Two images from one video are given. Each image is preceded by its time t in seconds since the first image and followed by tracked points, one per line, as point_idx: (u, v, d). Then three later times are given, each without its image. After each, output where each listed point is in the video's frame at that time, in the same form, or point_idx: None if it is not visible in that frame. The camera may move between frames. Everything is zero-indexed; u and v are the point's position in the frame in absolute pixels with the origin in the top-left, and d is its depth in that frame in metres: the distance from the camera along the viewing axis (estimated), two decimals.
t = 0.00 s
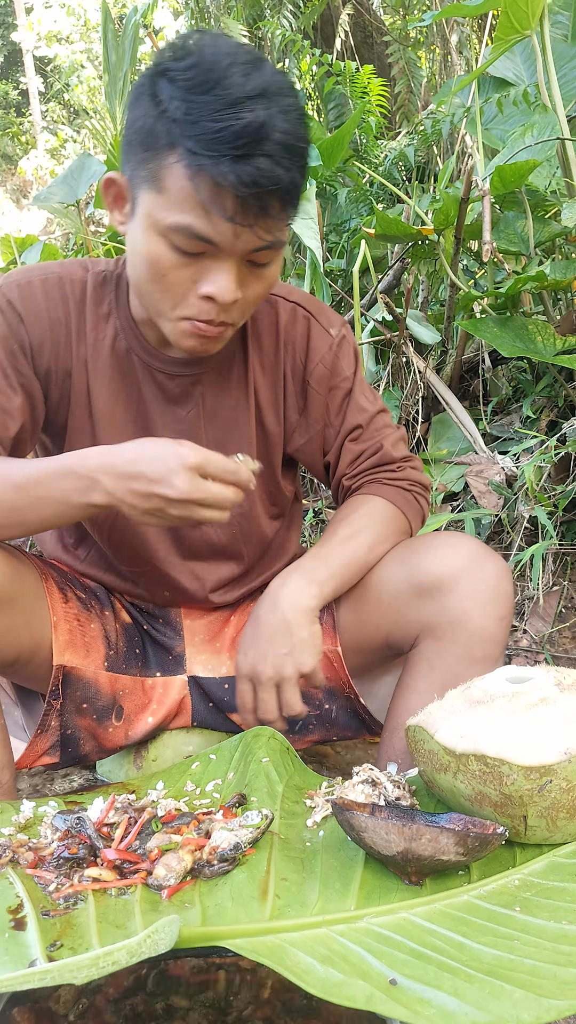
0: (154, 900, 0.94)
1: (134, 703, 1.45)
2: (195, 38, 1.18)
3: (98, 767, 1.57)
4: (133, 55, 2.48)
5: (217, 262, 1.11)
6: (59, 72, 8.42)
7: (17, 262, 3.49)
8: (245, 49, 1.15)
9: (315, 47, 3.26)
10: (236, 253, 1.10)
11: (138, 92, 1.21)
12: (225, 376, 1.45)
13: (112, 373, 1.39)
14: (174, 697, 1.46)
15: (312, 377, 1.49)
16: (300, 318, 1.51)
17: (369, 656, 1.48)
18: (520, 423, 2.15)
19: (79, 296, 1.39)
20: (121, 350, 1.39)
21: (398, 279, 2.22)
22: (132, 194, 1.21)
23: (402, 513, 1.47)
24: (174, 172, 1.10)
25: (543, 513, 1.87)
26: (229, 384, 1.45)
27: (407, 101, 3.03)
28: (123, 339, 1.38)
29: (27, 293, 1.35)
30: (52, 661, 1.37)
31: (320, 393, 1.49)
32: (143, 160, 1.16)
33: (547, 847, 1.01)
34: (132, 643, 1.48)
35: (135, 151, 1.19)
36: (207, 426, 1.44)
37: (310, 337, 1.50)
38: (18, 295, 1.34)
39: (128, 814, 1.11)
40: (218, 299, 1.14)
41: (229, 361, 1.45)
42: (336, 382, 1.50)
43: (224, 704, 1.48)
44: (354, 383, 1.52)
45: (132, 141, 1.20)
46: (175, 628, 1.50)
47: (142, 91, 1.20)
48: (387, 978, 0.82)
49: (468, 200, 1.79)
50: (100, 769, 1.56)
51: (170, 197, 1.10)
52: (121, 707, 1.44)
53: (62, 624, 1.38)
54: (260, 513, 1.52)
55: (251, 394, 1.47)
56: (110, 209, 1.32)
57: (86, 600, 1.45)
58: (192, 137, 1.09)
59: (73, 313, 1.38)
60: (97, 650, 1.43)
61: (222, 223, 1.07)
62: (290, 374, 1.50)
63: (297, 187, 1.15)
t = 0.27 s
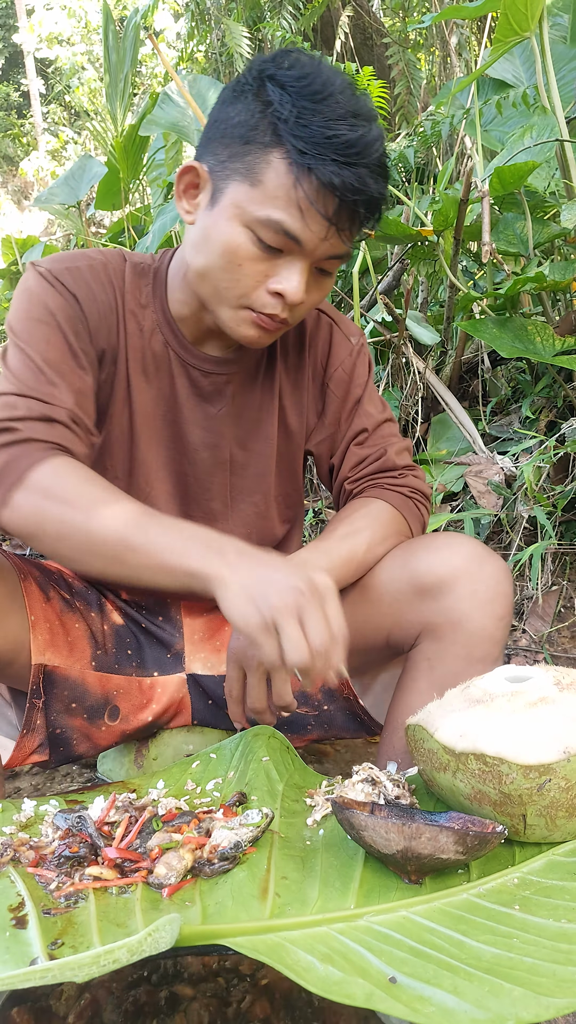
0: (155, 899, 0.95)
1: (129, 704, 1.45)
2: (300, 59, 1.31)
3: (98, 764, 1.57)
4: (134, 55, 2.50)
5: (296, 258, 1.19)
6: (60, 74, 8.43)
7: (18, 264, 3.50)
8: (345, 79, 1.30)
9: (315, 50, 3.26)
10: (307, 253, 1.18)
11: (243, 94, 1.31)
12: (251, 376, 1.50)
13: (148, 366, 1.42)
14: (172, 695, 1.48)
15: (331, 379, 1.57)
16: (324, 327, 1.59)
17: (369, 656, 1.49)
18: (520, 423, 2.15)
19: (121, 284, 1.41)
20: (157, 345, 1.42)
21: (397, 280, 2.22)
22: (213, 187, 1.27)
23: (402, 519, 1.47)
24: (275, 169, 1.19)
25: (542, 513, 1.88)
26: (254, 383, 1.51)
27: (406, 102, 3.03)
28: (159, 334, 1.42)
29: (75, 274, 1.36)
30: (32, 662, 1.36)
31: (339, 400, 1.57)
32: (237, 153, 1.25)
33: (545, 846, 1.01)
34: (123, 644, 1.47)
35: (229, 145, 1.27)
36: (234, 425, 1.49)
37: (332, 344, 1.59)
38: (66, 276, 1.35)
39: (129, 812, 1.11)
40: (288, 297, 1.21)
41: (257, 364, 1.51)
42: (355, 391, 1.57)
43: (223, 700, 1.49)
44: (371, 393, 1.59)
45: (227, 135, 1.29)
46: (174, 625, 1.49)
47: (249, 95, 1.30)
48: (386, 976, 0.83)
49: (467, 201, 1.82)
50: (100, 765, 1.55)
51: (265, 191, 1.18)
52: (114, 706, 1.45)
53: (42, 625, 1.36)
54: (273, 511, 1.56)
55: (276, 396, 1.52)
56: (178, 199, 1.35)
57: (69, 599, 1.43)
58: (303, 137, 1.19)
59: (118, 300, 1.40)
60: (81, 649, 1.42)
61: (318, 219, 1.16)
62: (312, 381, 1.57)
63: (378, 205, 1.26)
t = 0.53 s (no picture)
0: (156, 897, 0.95)
1: (132, 703, 1.46)
2: (344, 73, 1.33)
3: (98, 763, 1.57)
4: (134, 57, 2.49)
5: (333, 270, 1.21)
6: (61, 75, 8.45)
7: (19, 265, 3.51)
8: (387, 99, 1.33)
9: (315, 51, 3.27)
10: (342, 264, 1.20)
11: (287, 104, 1.32)
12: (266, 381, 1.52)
13: (169, 369, 1.42)
14: (174, 694, 1.49)
15: (341, 383, 1.59)
16: (336, 331, 1.61)
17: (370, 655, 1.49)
18: (519, 424, 2.16)
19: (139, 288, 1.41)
20: (177, 348, 1.43)
21: (396, 281, 2.23)
22: (252, 194, 1.28)
23: (404, 519, 1.48)
24: (322, 182, 1.19)
25: (541, 513, 1.88)
26: (270, 387, 1.52)
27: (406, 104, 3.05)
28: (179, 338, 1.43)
29: (94, 281, 1.36)
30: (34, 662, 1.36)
31: (350, 404, 1.58)
32: (280, 163, 1.25)
33: (545, 845, 1.01)
34: (123, 643, 1.48)
35: (272, 154, 1.28)
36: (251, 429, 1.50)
37: (343, 348, 1.60)
38: (85, 284, 1.34)
39: (129, 811, 1.11)
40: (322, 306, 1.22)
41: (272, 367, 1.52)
42: (365, 395, 1.59)
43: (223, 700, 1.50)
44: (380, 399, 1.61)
45: (269, 144, 1.30)
46: (175, 624, 1.50)
47: (294, 106, 1.31)
48: (386, 974, 0.83)
49: (466, 202, 1.81)
50: (101, 764, 1.54)
51: (310, 203, 1.19)
52: (116, 706, 1.45)
53: (42, 626, 1.36)
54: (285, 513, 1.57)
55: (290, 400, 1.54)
56: (213, 205, 1.36)
57: (70, 600, 1.43)
58: (351, 151, 1.21)
59: (137, 308, 1.40)
60: (82, 650, 1.42)
61: (360, 234, 1.18)
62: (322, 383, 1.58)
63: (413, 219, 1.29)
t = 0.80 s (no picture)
0: (156, 895, 0.96)
1: (129, 702, 1.46)
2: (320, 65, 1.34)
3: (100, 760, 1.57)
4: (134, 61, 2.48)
5: (319, 264, 1.21)
6: (62, 77, 8.47)
7: (19, 266, 3.51)
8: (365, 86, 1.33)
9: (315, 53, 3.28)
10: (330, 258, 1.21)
11: (264, 102, 1.33)
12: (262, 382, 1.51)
13: (160, 369, 1.43)
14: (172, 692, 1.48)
15: (343, 388, 1.57)
16: (336, 335, 1.59)
17: (370, 655, 1.49)
18: (517, 424, 2.17)
19: (130, 288, 1.42)
20: (168, 348, 1.43)
21: (396, 281, 2.24)
22: (236, 194, 1.29)
23: (409, 520, 1.49)
24: (301, 177, 1.21)
25: (539, 513, 1.89)
26: (265, 388, 1.51)
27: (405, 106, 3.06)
28: (170, 337, 1.43)
29: (82, 284, 1.37)
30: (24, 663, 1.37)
31: (352, 408, 1.57)
32: (259, 160, 1.27)
33: (544, 844, 1.02)
34: (119, 642, 1.47)
35: (251, 152, 1.29)
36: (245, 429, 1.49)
37: (344, 353, 1.59)
38: (72, 288, 1.36)
39: (130, 811, 1.12)
40: (311, 302, 1.23)
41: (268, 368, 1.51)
42: (368, 400, 1.58)
43: (223, 697, 1.49)
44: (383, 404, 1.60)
45: (250, 143, 1.31)
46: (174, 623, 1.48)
47: (270, 103, 1.32)
48: (386, 972, 0.83)
49: (465, 202, 1.82)
50: (101, 764, 1.54)
51: (290, 198, 1.20)
52: (113, 704, 1.45)
53: (33, 627, 1.38)
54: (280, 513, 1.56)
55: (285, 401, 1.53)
56: (199, 206, 1.38)
57: (63, 599, 1.42)
58: (326, 144, 1.22)
59: (125, 309, 1.40)
60: (75, 649, 1.44)
61: (342, 226, 1.18)
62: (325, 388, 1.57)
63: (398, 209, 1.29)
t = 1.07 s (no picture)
0: (156, 894, 0.96)
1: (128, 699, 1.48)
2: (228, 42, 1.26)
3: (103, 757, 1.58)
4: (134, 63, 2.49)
5: (265, 250, 1.15)
6: (63, 78, 8.48)
7: (21, 268, 3.51)
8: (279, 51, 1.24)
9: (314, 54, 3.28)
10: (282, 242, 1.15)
11: (180, 96, 1.27)
12: (251, 385, 1.47)
13: (147, 387, 1.39)
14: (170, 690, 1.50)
15: (332, 386, 1.52)
16: (321, 328, 1.53)
17: (371, 655, 1.49)
18: (516, 424, 2.17)
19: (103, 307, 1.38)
20: (151, 362, 1.38)
21: (395, 282, 2.24)
22: (171, 195, 1.24)
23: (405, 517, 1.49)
24: (224, 167, 1.15)
25: (538, 513, 1.89)
26: (253, 390, 1.47)
27: (405, 107, 3.07)
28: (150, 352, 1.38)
29: (54, 317, 1.34)
30: (14, 664, 1.38)
31: (341, 403, 1.53)
32: (184, 160, 1.21)
33: (543, 842, 1.02)
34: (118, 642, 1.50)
35: (175, 151, 1.24)
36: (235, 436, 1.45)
37: (330, 347, 1.53)
38: (46, 324, 1.33)
39: (131, 809, 1.11)
40: (265, 290, 1.17)
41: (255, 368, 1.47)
42: (356, 393, 1.54)
43: (218, 693, 1.50)
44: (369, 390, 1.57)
45: (173, 141, 1.25)
46: (172, 621, 1.52)
47: (186, 97, 1.26)
48: (385, 971, 0.84)
49: (464, 204, 1.82)
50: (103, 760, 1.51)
51: (218, 191, 1.15)
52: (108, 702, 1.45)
53: (20, 630, 1.38)
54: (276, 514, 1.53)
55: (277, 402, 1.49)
56: (143, 213, 1.34)
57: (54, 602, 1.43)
58: (242, 131, 1.15)
59: (103, 338, 1.36)
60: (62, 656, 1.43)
61: (274, 210, 1.12)
62: (316, 385, 1.53)
63: (338, 181, 1.21)
